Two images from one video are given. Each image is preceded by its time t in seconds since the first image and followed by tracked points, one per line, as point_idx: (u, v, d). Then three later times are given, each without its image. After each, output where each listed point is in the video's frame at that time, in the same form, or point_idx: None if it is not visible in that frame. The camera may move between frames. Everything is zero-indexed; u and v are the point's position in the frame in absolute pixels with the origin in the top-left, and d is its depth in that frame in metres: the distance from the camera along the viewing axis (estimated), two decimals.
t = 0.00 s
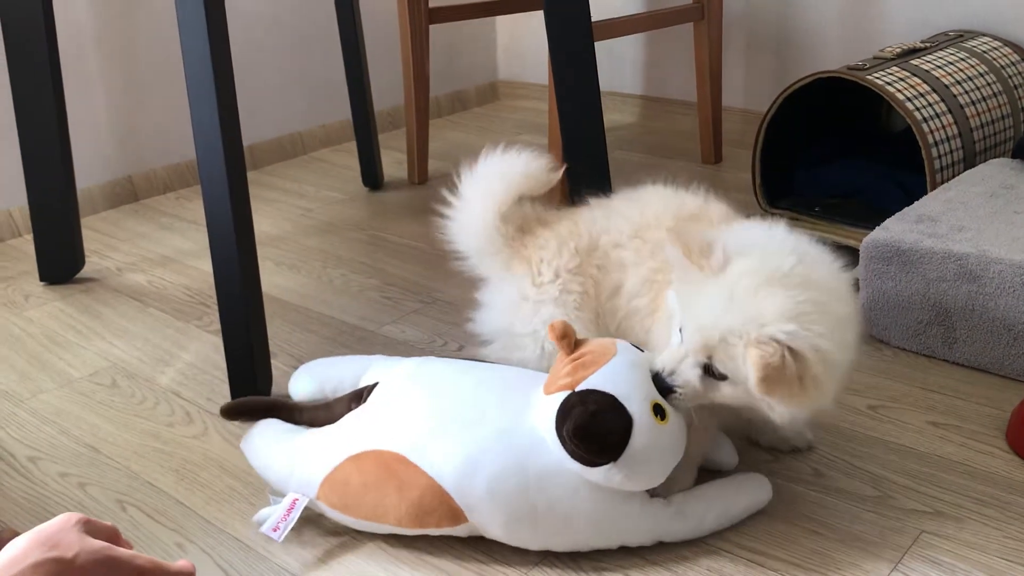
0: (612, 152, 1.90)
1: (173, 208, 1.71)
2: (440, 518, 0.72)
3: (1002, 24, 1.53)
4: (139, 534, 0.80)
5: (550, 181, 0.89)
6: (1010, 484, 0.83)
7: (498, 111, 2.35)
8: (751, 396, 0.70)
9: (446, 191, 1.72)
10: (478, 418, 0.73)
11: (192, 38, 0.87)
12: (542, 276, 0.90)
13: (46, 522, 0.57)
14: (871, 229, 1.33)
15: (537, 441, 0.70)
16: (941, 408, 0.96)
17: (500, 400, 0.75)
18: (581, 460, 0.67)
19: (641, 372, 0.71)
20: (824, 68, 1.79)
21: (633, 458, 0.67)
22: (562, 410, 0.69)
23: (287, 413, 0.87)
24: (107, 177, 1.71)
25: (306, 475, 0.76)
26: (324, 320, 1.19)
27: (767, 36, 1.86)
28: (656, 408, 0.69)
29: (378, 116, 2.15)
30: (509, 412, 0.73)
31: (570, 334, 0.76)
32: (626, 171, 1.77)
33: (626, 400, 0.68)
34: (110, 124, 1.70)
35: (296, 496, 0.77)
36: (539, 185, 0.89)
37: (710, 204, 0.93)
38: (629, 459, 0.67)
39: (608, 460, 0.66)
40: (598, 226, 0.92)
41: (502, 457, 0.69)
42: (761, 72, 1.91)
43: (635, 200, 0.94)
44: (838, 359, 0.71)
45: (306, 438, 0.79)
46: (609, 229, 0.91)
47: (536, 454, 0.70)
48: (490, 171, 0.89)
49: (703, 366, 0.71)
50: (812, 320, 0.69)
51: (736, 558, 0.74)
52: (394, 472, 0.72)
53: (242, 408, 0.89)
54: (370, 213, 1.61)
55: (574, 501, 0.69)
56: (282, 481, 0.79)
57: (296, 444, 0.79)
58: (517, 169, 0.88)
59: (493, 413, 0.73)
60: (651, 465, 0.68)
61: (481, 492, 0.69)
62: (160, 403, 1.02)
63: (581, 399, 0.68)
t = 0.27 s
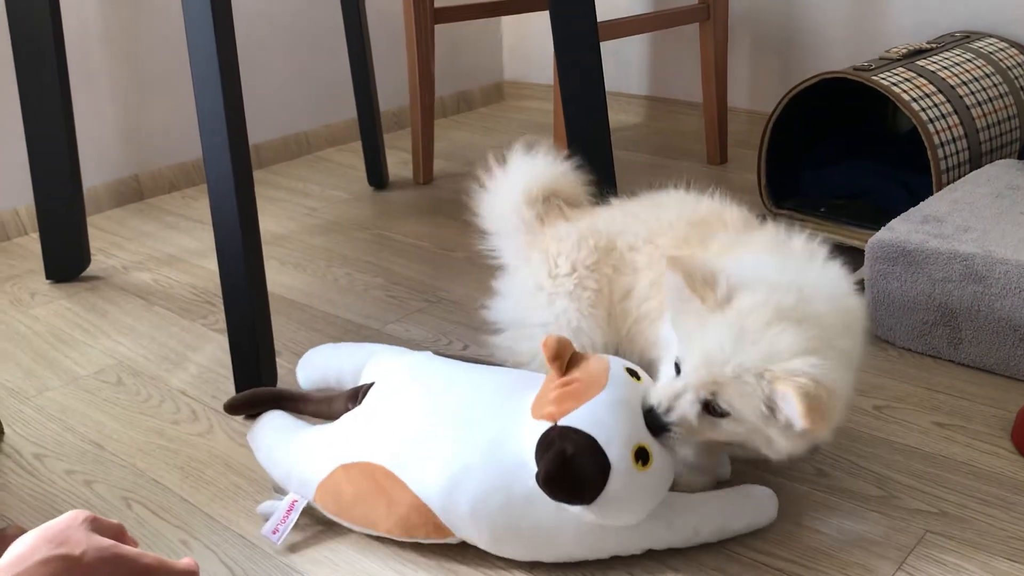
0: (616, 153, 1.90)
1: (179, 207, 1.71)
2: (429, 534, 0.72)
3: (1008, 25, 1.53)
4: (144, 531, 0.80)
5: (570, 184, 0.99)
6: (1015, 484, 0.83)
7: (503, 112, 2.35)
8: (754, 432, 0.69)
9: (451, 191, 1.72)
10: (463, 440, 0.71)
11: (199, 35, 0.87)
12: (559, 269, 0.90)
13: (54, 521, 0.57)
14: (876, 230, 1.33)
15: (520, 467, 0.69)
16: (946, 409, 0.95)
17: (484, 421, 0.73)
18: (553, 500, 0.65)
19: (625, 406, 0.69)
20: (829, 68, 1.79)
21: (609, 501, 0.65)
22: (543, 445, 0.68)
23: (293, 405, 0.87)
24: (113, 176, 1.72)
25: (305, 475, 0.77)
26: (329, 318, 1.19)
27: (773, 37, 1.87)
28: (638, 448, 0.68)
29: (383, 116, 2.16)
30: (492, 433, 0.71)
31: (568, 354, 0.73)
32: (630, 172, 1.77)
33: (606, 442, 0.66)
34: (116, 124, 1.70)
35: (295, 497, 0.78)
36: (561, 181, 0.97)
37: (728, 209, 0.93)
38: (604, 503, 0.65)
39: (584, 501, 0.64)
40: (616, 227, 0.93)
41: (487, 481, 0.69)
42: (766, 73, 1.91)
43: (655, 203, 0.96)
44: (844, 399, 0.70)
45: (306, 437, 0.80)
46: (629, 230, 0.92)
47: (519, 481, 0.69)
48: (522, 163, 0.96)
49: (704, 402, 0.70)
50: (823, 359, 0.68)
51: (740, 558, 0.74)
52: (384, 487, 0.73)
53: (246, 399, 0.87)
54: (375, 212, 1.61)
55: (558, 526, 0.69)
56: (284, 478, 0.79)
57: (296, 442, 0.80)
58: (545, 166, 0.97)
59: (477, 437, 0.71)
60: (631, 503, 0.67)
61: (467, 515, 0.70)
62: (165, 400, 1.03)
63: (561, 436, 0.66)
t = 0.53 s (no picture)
0: (619, 153, 1.90)
1: (182, 207, 1.71)
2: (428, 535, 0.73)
3: (1013, 25, 1.53)
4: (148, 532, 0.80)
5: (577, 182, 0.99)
6: (1019, 485, 0.83)
7: (507, 112, 2.35)
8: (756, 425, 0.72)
9: (454, 191, 1.72)
10: (462, 446, 0.72)
11: (204, 37, 0.88)
12: (543, 272, 0.92)
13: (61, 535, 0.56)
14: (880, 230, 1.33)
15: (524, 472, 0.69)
16: (950, 410, 0.95)
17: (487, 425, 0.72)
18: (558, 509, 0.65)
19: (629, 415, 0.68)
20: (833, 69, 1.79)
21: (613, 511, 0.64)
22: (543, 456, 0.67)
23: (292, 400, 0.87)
24: (117, 177, 1.72)
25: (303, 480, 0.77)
26: (333, 319, 1.20)
27: (776, 37, 1.86)
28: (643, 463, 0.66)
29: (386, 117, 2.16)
30: (491, 440, 0.71)
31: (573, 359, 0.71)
32: (634, 173, 1.77)
33: (609, 449, 0.65)
34: (120, 124, 1.70)
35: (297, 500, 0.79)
36: (568, 176, 0.98)
37: (712, 210, 0.93)
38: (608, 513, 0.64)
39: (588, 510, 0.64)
40: (600, 229, 0.93)
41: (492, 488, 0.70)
42: (769, 74, 1.91)
43: (644, 202, 0.97)
44: (843, 394, 0.73)
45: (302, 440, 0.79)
46: (608, 233, 0.92)
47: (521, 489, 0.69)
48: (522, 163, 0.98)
49: (707, 402, 0.72)
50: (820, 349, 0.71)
51: (743, 558, 0.74)
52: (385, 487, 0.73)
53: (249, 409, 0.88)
54: (379, 213, 1.61)
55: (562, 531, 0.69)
56: (282, 475, 0.79)
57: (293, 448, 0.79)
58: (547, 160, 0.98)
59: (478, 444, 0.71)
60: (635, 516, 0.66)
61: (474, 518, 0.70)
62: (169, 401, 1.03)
63: (566, 444, 0.66)
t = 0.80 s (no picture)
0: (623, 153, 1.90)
1: (186, 208, 1.72)
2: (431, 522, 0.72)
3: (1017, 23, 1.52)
4: (153, 532, 0.80)
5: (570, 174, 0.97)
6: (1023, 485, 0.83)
7: (510, 111, 2.35)
8: (734, 394, 0.70)
9: (458, 191, 1.72)
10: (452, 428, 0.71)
11: (208, 37, 0.88)
12: (528, 270, 0.93)
13: (42, 538, 0.55)
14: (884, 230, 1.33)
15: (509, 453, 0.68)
16: (954, 409, 0.95)
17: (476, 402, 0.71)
18: (554, 478, 0.66)
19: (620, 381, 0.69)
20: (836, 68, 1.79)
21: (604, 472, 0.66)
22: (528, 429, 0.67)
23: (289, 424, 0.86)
24: (121, 178, 1.72)
25: (297, 499, 0.76)
26: (336, 319, 1.20)
27: (780, 36, 1.86)
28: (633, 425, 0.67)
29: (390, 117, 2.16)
30: (476, 420, 0.71)
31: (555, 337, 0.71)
32: (637, 172, 1.77)
33: (599, 414, 0.65)
34: (124, 124, 1.71)
35: (291, 524, 0.78)
36: (558, 172, 0.97)
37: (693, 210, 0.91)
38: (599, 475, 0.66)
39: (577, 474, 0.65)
40: (581, 224, 0.93)
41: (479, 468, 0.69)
42: (773, 73, 1.91)
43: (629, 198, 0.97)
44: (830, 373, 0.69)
45: (295, 462, 0.78)
46: (586, 233, 0.91)
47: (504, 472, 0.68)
48: (508, 154, 1.00)
49: (684, 360, 0.71)
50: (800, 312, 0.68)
51: (747, 558, 0.74)
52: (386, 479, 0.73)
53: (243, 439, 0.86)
54: (382, 213, 1.61)
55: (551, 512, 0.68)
56: (277, 505, 0.78)
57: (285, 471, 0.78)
58: (538, 149, 0.99)
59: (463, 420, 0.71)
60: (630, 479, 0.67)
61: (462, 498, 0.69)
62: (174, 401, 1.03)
63: (553, 414, 0.66)
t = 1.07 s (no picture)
0: (625, 152, 1.90)
1: (189, 208, 1.72)
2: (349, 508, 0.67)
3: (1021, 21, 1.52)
4: (156, 531, 0.80)
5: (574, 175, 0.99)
6: None
7: (512, 111, 2.35)
8: (645, 362, 0.73)
9: (460, 190, 1.72)
10: (341, 399, 0.70)
11: (210, 37, 0.88)
12: (528, 264, 0.88)
13: (37, 542, 0.55)
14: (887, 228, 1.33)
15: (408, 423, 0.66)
16: (956, 408, 0.95)
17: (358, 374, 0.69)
18: (447, 432, 0.64)
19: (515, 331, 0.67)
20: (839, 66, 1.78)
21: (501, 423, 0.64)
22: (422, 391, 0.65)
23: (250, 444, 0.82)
24: (123, 177, 1.73)
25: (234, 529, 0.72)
26: (339, 318, 1.20)
27: (782, 34, 1.86)
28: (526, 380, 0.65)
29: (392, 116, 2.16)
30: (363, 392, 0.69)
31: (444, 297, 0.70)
32: (639, 171, 1.77)
33: (494, 361, 0.64)
34: (127, 124, 1.71)
35: (223, 559, 0.73)
36: (554, 172, 0.97)
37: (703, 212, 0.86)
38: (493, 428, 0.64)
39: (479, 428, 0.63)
40: (587, 217, 0.87)
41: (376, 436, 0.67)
42: (775, 71, 1.90)
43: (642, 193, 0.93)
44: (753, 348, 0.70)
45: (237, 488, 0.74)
46: (590, 229, 0.85)
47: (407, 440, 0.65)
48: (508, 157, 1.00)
49: (605, 324, 0.74)
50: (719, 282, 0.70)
51: (751, 558, 0.74)
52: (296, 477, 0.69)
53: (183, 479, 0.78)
54: (385, 212, 1.61)
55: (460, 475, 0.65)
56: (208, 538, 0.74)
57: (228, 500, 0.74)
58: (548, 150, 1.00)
59: (352, 393, 0.70)
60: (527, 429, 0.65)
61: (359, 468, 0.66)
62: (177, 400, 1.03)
63: (445, 363, 0.64)
